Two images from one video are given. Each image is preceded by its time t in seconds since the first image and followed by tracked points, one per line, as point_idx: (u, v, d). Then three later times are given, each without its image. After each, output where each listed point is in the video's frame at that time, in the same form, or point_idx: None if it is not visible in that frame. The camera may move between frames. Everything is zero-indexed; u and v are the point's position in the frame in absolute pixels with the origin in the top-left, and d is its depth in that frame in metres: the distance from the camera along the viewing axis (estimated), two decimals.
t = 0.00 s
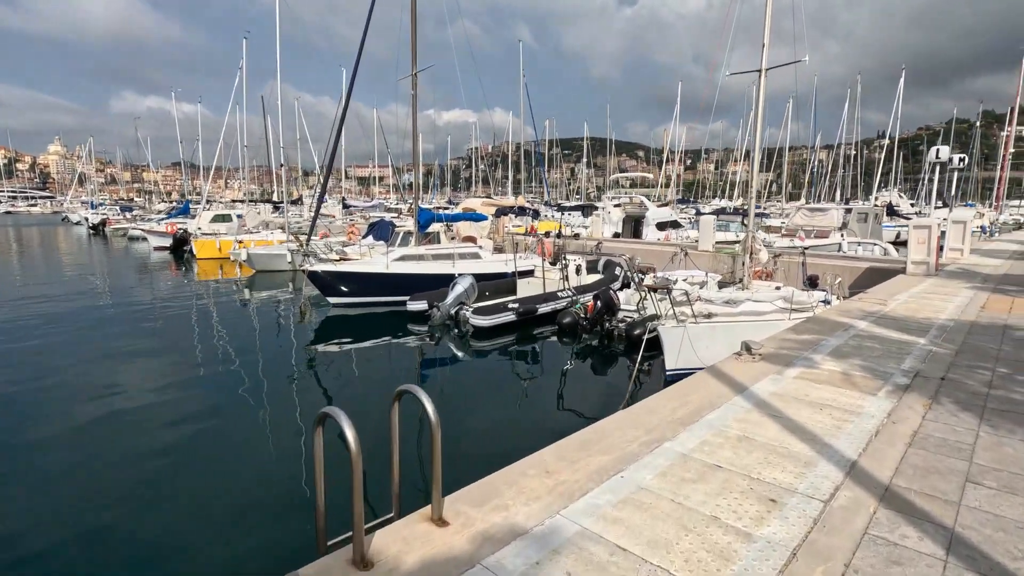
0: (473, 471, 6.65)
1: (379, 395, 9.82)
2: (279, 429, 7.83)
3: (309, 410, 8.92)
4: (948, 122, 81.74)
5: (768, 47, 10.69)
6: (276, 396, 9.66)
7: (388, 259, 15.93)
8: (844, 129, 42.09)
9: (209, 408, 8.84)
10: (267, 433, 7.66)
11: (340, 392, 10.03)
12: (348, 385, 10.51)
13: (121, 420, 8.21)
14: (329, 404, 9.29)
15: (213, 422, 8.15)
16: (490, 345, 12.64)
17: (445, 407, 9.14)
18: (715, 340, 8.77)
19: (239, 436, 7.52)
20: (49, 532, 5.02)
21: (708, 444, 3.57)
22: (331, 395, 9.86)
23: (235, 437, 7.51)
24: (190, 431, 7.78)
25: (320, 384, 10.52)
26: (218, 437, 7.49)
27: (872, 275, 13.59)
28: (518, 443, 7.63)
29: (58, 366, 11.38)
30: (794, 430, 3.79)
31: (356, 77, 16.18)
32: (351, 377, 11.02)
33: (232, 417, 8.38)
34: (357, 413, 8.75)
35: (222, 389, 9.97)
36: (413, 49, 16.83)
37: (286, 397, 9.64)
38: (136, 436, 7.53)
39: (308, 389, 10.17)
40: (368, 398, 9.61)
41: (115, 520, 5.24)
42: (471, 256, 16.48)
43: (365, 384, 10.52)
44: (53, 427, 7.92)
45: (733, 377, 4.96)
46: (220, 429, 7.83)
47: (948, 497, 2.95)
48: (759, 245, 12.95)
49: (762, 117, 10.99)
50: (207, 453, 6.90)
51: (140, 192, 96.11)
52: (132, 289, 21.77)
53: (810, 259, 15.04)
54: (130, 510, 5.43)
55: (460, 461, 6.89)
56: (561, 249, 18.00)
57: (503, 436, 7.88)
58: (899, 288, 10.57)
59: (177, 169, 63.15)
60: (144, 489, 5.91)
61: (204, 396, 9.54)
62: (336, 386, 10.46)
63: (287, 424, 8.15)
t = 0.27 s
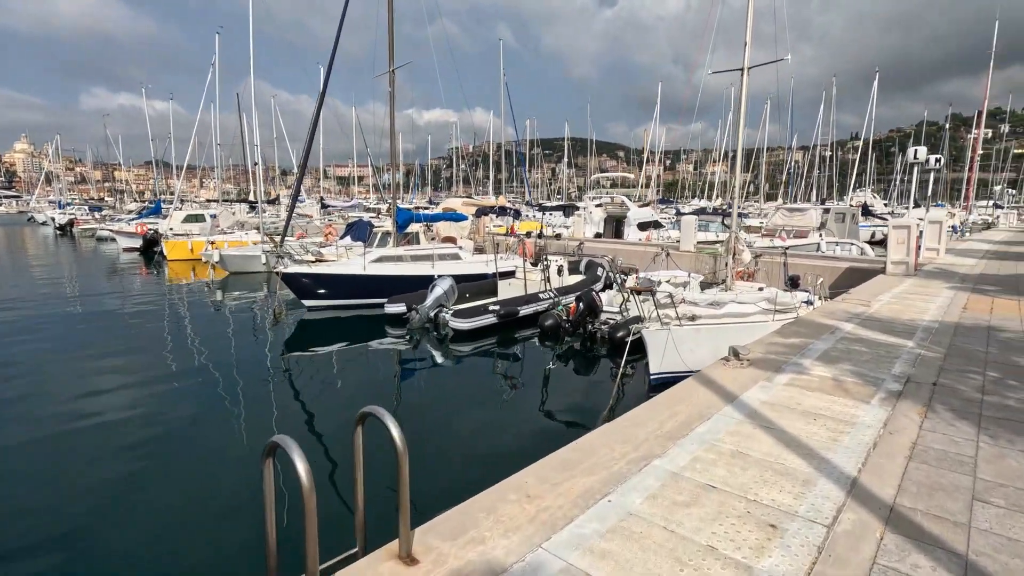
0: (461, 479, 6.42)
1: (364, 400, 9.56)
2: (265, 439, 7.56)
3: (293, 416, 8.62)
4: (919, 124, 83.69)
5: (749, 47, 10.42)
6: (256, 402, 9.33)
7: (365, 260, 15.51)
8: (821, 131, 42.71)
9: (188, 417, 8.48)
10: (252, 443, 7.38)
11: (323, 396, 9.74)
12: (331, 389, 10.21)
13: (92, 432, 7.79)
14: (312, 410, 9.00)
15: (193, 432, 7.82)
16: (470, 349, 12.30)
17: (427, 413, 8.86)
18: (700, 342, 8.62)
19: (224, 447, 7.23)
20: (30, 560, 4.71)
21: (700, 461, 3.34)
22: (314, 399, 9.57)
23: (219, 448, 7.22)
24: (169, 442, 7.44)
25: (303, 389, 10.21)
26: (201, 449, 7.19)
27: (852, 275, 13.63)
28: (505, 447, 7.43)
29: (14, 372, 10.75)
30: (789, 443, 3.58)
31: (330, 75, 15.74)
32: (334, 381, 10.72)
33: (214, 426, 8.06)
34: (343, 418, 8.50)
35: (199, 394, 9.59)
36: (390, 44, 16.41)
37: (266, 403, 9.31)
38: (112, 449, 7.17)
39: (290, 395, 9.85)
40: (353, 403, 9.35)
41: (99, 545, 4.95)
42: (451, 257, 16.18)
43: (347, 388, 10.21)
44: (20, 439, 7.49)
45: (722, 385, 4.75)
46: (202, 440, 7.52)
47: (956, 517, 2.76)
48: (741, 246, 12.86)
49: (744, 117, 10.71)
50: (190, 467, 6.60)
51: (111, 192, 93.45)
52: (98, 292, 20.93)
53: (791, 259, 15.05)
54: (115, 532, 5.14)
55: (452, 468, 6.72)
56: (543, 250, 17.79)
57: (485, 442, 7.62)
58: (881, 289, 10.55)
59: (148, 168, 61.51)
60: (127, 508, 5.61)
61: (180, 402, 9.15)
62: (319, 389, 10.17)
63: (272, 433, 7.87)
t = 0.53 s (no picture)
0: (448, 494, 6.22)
1: (346, 408, 9.29)
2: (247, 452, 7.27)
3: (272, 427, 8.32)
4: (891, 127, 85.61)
5: (731, 46, 10.26)
6: (233, 411, 8.98)
7: (341, 263, 15.06)
8: (798, 133, 43.20)
9: (162, 428, 8.11)
10: (232, 457, 7.09)
11: (304, 404, 9.43)
12: (311, 396, 9.90)
13: (58, 446, 7.37)
14: (292, 420, 8.70)
15: (168, 445, 7.46)
16: (449, 355, 11.96)
17: (407, 422, 8.57)
18: (684, 347, 8.45)
19: (203, 461, 6.92)
20: None
21: (690, 485, 3.09)
22: (294, 408, 9.27)
23: (198, 462, 6.91)
24: (143, 456, 7.08)
25: (282, 397, 9.88)
26: (178, 463, 6.86)
27: (833, 277, 13.62)
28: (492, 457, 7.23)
29: None
30: (783, 463, 3.35)
31: (303, 71, 15.26)
32: (313, 388, 10.40)
33: (190, 438, 7.72)
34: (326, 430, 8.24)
35: (172, 403, 9.18)
36: (366, 42, 16.00)
37: (242, 412, 8.95)
38: (80, 466, 6.77)
39: (269, 403, 9.52)
40: (335, 411, 9.08)
41: (77, 575, 4.65)
42: (430, 259, 15.86)
43: (327, 396, 9.90)
44: None
45: (710, 398, 4.52)
46: (178, 453, 7.18)
47: (968, 548, 2.54)
48: (723, 248, 12.75)
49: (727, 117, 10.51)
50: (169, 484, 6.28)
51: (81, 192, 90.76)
52: (61, 296, 20.08)
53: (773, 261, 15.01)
54: (93, 559, 4.84)
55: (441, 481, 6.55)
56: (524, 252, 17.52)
57: (466, 453, 7.34)
58: (863, 291, 10.49)
59: (120, 167, 59.81)
60: (104, 530, 5.30)
61: (150, 412, 8.73)
62: (299, 397, 9.86)
63: (253, 445, 7.57)
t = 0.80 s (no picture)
0: (430, 506, 5.95)
1: (325, 417, 8.95)
2: (222, 465, 6.95)
3: (247, 438, 7.96)
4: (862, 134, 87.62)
5: (715, 48, 10.09)
6: (206, 421, 8.58)
7: (317, 269, 14.60)
8: (776, 139, 43.74)
9: (132, 439, 7.72)
10: (207, 471, 6.75)
11: (281, 414, 9.08)
12: (288, 405, 9.55)
13: (16, 460, 6.96)
14: (269, 430, 8.35)
15: (137, 457, 7.10)
16: (428, 364, 11.60)
17: (386, 432, 8.24)
18: (669, 355, 8.26)
19: (176, 476, 6.59)
20: None
21: (687, 513, 2.83)
22: (272, 417, 8.92)
23: (171, 477, 6.57)
24: (109, 470, 6.70)
25: (258, 406, 9.51)
26: (147, 479, 6.51)
27: (815, 282, 13.61)
28: (477, 466, 6.98)
29: None
30: (784, 486, 3.11)
31: (277, 72, 14.80)
32: (291, 396, 10.04)
33: (161, 451, 7.35)
34: (304, 440, 7.92)
35: (140, 413, 8.76)
36: (342, 42, 15.62)
37: (215, 422, 8.56)
38: (42, 482, 6.38)
39: (243, 413, 9.14)
40: (314, 420, 8.75)
41: None
42: (410, 265, 15.50)
43: (304, 405, 9.54)
44: None
45: (702, 412, 4.29)
46: (148, 468, 6.81)
47: None
48: (706, 253, 12.68)
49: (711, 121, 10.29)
50: (137, 502, 5.93)
51: (48, 196, 88.01)
52: (22, 303, 19.21)
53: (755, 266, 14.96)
54: None
55: (425, 491, 6.30)
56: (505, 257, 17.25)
57: (448, 464, 7.04)
58: (846, 296, 10.44)
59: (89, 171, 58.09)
60: (66, 553, 4.97)
61: (117, 423, 8.30)
62: (276, 406, 9.50)
63: (227, 457, 7.23)
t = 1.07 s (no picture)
0: (414, 519, 5.68)
1: (305, 427, 8.62)
2: (197, 478, 6.63)
3: (223, 450, 7.62)
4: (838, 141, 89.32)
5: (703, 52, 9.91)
6: (180, 433, 8.22)
7: (296, 276, 14.14)
8: (756, 146, 44.23)
9: (102, 452, 7.36)
10: (180, 486, 6.43)
11: (259, 424, 8.73)
12: (267, 415, 9.20)
13: None
14: (246, 441, 8.00)
15: (107, 472, 6.75)
16: (411, 374, 11.24)
17: (368, 443, 7.93)
18: (659, 364, 8.06)
19: (148, 491, 6.26)
20: None
21: (698, 550, 2.58)
22: (250, 428, 8.57)
23: (141, 492, 6.25)
24: (80, 484, 6.40)
25: (235, 416, 9.14)
26: (117, 494, 6.18)
27: (801, 287, 13.56)
28: (463, 477, 6.72)
29: None
30: (799, 516, 2.88)
31: (254, 72, 14.35)
32: (270, 406, 9.69)
33: (132, 464, 7.01)
34: (283, 450, 7.59)
35: (114, 423, 8.41)
36: (322, 43, 15.23)
37: (190, 434, 8.19)
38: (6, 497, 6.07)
39: (220, 424, 8.78)
40: (293, 431, 8.43)
41: None
42: (391, 271, 15.14)
43: (283, 415, 9.18)
44: None
45: (702, 429, 4.06)
46: (117, 483, 6.47)
47: None
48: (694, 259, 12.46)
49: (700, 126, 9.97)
50: (104, 519, 5.62)
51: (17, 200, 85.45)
52: None
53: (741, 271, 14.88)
54: None
55: (408, 503, 6.02)
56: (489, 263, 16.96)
57: (433, 474, 6.76)
58: (834, 302, 10.35)
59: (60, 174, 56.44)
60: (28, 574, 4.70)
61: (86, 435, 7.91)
62: (254, 416, 9.15)
63: (202, 471, 6.91)
